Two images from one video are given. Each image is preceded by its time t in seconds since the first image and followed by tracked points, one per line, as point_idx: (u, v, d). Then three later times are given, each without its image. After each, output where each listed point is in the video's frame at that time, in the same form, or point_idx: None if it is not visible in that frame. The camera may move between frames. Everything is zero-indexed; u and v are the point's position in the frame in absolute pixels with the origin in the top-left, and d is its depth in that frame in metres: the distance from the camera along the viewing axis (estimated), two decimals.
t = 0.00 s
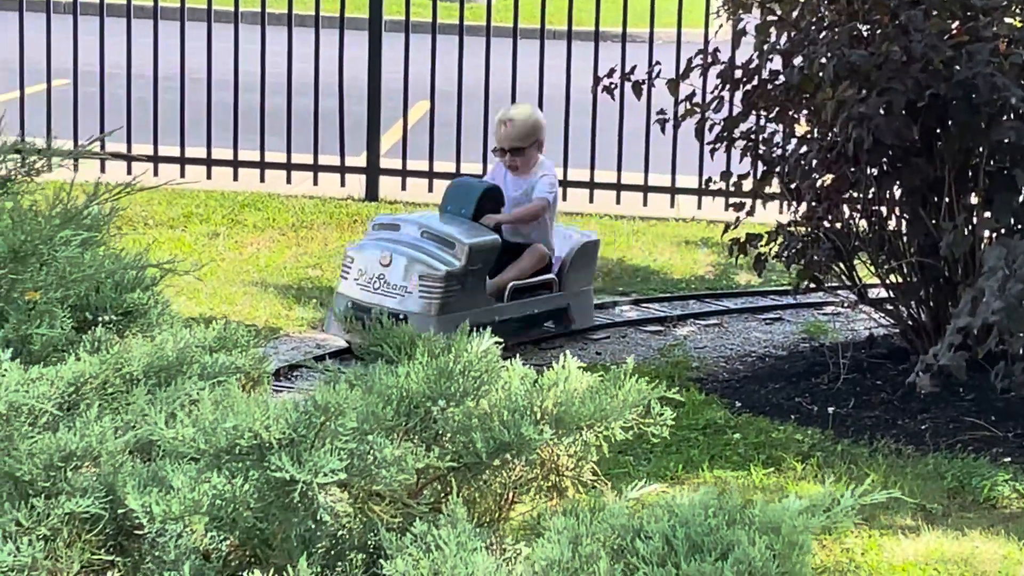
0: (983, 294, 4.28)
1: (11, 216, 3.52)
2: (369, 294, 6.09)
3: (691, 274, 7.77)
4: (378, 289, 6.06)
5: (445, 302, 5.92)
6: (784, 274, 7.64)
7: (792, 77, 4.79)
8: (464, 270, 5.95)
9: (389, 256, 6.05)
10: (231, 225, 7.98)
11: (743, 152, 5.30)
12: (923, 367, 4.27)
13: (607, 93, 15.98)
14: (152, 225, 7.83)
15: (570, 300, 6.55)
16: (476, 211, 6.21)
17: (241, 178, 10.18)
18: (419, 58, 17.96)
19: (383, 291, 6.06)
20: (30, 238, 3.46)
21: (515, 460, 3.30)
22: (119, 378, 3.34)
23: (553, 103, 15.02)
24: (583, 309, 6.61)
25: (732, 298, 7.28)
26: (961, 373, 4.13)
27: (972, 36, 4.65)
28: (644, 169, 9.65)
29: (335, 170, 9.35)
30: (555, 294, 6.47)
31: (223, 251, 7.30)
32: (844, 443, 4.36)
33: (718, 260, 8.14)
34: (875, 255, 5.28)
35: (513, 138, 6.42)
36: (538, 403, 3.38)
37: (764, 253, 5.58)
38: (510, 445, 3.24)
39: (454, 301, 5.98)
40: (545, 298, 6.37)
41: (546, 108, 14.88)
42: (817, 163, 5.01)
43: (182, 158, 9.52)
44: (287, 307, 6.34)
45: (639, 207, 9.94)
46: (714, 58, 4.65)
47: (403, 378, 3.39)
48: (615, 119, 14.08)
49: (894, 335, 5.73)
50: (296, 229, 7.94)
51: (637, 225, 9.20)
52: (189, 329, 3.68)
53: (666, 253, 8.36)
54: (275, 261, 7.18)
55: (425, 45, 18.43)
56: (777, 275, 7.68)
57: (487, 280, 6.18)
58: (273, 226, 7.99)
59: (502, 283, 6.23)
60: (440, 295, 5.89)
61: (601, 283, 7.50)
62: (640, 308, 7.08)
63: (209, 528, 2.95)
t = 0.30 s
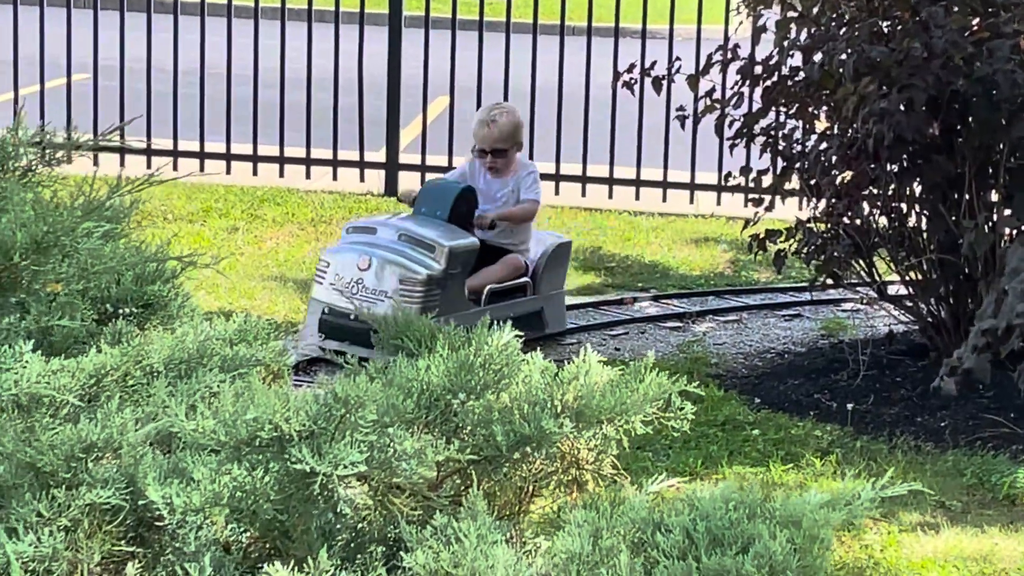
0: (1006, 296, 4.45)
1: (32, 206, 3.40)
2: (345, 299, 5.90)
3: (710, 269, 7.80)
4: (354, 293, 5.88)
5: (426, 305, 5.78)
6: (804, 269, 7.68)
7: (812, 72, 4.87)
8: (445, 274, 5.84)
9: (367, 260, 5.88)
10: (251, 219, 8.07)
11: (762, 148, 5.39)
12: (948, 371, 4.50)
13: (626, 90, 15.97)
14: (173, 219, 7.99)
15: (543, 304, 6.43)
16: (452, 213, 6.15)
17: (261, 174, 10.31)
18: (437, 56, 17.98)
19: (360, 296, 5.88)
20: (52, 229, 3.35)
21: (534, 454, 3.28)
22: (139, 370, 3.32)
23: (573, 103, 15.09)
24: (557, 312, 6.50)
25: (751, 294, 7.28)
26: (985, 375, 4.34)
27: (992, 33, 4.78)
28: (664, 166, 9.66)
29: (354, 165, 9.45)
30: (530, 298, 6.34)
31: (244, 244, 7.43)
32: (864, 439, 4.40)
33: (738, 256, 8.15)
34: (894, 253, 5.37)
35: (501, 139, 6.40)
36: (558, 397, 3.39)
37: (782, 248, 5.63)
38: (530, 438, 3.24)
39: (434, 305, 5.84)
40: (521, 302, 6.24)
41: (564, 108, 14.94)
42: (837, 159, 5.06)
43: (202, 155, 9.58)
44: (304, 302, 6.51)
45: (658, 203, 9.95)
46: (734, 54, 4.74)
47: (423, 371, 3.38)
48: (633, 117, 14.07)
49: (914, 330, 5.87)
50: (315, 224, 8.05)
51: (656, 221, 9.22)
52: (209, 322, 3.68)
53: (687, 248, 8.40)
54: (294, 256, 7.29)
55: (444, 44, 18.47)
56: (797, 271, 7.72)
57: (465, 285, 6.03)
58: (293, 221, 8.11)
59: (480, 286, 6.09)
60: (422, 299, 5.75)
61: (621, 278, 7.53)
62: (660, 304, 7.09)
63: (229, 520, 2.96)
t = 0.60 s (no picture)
0: None
1: (54, 209, 3.30)
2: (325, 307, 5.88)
3: (727, 266, 7.83)
4: (334, 300, 5.86)
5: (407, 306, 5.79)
6: (822, 268, 7.71)
7: (831, 71, 5.00)
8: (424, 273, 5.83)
9: (343, 265, 5.86)
10: (268, 217, 8.20)
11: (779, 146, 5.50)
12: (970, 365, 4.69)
13: (644, 90, 15.97)
14: (191, 218, 8.14)
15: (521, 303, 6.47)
16: (422, 214, 6.15)
17: (278, 171, 10.43)
18: (456, 56, 18.04)
19: (340, 302, 5.86)
20: (76, 229, 3.23)
21: (554, 452, 3.26)
22: (160, 367, 3.29)
23: (588, 104, 15.15)
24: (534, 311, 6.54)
25: (767, 293, 7.28)
26: (1006, 370, 4.48)
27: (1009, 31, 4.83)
28: (680, 164, 9.67)
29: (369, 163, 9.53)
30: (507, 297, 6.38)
31: (260, 243, 7.53)
32: (880, 438, 4.44)
33: (755, 254, 8.17)
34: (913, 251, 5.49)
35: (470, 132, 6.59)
36: (578, 395, 3.36)
37: (800, 246, 5.78)
38: (550, 436, 3.22)
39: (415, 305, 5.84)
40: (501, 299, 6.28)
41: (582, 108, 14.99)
42: (855, 158, 5.20)
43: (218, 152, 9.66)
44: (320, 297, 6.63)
45: (674, 202, 9.95)
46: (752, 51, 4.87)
47: (443, 368, 3.38)
48: (650, 118, 14.11)
49: (931, 329, 5.96)
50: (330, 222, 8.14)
51: (673, 219, 9.27)
52: (229, 318, 3.69)
53: (705, 244, 8.44)
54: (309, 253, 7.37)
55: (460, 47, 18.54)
56: (814, 271, 7.75)
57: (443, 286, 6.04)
58: (309, 219, 8.22)
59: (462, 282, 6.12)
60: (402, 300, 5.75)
61: (637, 275, 7.58)
62: (678, 302, 7.10)
63: (249, 517, 2.93)
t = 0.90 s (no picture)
0: None
1: (74, 209, 3.26)
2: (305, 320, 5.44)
3: (741, 267, 7.83)
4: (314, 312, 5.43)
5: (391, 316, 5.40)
6: (835, 269, 7.72)
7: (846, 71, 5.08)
8: (406, 282, 5.49)
9: (322, 275, 5.45)
10: (283, 217, 8.32)
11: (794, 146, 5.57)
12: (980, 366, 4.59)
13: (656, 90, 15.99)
14: (206, 217, 8.25)
15: (500, 309, 6.14)
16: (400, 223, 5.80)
17: (290, 170, 10.53)
18: (467, 59, 18.07)
19: (321, 314, 5.45)
20: (96, 230, 3.20)
21: (573, 452, 3.25)
22: (177, 366, 3.26)
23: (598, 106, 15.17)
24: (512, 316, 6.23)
25: (782, 294, 7.29)
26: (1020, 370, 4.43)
27: None
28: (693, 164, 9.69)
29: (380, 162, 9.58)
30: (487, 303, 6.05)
31: (274, 242, 7.59)
32: (897, 439, 4.48)
33: (769, 254, 8.18)
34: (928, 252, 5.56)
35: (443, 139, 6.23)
36: (597, 396, 3.35)
37: (816, 247, 5.85)
38: (569, 437, 3.19)
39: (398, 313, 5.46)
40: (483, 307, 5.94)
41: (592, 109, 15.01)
42: (870, 158, 5.28)
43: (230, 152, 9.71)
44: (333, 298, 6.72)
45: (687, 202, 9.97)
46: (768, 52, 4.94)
47: (462, 369, 3.36)
48: (662, 119, 14.13)
49: (947, 329, 5.99)
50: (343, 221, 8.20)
51: (685, 220, 9.29)
52: (247, 318, 3.68)
53: (718, 245, 8.45)
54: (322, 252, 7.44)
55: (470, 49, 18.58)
56: (827, 271, 7.75)
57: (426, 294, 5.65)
58: (322, 218, 8.31)
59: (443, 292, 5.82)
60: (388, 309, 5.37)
61: (650, 275, 7.59)
62: (692, 302, 7.10)
63: (268, 517, 2.90)
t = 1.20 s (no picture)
0: None
1: (86, 207, 3.27)
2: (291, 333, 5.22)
3: (753, 268, 7.82)
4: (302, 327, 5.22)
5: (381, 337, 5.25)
6: (847, 270, 7.72)
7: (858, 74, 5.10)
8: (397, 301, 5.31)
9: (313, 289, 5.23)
10: (295, 217, 8.37)
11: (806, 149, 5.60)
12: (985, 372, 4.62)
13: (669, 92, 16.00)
14: (218, 218, 8.29)
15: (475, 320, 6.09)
16: (391, 233, 5.63)
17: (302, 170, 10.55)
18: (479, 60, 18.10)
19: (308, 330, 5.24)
20: (107, 227, 3.19)
21: (585, 455, 3.23)
22: (190, 368, 3.25)
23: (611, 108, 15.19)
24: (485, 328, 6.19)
25: (794, 295, 7.29)
26: None
27: None
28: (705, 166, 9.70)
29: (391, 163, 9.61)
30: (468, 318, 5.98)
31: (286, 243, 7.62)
32: (908, 442, 4.48)
33: (781, 256, 8.18)
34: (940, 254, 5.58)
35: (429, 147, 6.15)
36: (609, 398, 3.34)
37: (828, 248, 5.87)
38: (582, 439, 3.18)
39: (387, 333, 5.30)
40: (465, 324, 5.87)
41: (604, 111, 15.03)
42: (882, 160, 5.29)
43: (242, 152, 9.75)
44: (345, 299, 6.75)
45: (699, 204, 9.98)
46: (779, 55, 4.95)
47: (474, 371, 3.35)
48: (674, 121, 14.14)
49: (959, 332, 6.00)
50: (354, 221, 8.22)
51: (697, 220, 9.30)
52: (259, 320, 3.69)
53: (729, 246, 8.46)
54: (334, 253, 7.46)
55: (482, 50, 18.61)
56: (839, 272, 7.75)
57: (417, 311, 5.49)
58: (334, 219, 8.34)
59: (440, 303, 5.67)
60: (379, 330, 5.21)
61: (662, 276, 7.59)
62: (703, 303, 7.11)
63: (280, 518, 2.89)
